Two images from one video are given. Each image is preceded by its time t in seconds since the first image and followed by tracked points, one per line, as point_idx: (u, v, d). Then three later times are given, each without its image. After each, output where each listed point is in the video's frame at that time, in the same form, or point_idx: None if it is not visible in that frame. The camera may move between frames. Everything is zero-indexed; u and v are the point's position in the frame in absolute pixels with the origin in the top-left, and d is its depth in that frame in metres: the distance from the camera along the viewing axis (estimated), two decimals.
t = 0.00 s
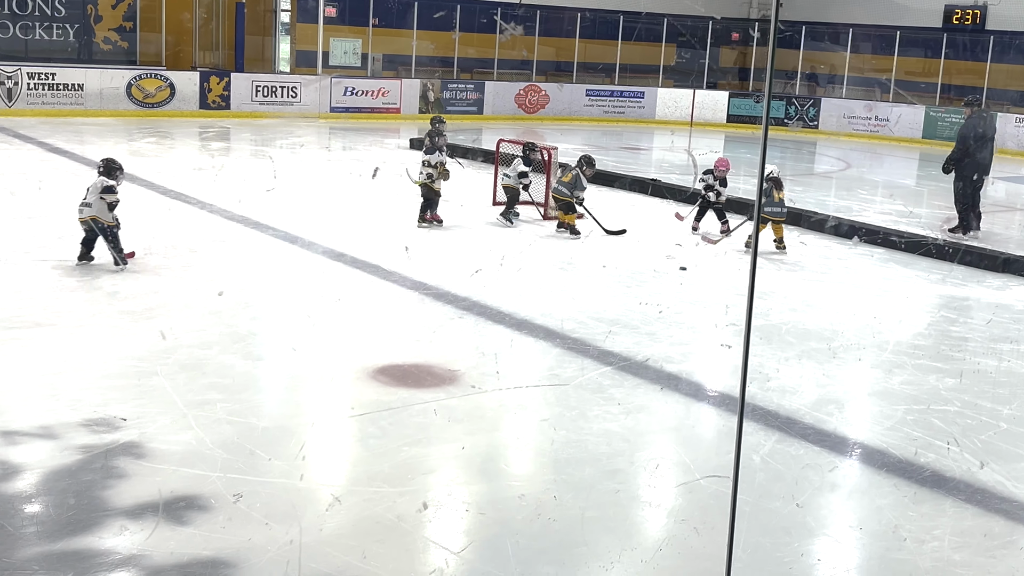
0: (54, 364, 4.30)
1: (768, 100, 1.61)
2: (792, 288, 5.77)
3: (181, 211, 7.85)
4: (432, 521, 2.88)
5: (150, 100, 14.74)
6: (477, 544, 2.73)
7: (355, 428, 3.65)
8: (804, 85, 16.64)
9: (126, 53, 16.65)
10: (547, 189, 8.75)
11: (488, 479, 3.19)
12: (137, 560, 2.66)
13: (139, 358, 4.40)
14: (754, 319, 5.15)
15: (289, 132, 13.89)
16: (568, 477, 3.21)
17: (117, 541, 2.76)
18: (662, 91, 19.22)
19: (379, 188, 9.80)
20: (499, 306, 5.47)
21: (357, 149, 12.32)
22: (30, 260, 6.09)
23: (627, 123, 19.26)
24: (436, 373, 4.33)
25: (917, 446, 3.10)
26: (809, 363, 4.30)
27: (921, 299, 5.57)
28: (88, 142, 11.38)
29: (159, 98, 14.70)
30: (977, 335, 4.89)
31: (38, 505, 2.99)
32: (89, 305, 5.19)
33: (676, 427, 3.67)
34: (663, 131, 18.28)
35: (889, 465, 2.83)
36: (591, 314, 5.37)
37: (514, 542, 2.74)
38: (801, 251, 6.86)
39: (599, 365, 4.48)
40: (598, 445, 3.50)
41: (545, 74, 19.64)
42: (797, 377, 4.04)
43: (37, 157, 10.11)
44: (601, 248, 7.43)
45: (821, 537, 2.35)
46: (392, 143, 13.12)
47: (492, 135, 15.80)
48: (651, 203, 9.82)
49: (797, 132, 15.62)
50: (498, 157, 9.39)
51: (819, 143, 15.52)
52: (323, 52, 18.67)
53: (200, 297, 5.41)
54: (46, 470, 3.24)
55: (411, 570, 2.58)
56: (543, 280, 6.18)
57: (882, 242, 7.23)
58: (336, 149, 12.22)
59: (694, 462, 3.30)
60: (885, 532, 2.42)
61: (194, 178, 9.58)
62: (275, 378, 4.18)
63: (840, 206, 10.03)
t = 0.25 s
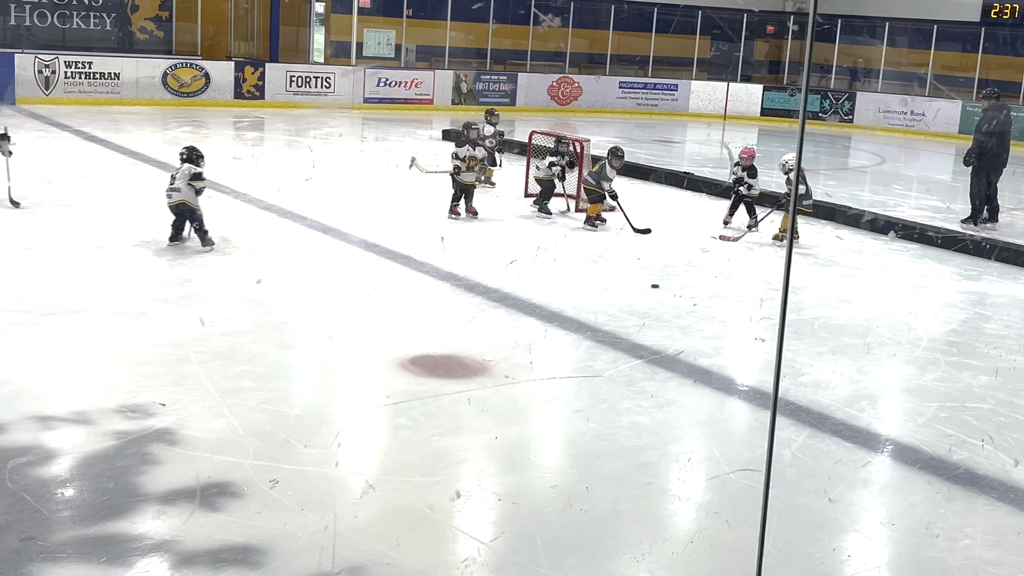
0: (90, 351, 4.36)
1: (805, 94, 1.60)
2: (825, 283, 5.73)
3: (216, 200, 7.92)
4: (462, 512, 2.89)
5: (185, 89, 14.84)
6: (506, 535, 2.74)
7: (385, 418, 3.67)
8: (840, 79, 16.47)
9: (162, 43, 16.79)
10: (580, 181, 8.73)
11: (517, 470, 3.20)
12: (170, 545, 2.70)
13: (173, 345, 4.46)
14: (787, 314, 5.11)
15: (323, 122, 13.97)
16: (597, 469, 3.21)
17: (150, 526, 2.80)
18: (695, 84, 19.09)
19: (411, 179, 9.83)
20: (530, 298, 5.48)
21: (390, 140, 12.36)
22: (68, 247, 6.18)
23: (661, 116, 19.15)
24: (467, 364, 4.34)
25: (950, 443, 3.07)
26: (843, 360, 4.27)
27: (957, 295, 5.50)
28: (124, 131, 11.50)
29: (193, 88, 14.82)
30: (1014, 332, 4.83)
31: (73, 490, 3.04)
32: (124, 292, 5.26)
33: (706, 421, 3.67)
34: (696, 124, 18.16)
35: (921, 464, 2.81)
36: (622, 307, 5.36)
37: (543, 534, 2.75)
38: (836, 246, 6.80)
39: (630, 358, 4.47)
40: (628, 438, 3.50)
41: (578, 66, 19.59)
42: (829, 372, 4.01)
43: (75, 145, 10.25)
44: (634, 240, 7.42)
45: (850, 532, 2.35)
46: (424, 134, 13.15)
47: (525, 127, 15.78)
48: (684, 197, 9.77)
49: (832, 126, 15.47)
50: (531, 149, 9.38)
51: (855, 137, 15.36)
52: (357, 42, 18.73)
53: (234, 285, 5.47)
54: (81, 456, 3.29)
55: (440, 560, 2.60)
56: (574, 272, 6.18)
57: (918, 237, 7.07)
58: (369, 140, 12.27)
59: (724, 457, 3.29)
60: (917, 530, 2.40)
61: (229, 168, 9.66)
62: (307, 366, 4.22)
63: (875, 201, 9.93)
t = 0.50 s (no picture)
0: (138, 333, 4.45)
1: (852, 87, 1.59)
2: (870, 275, 5.67)
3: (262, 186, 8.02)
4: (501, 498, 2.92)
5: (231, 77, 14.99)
6: (545, 521, 2.77)
7: (426, 404, 3.71)
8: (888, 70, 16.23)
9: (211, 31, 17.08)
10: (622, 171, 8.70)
11: (557, 458, 3.22)
12: (215, 525, 2.75)
13: (218, 329, 4.54)
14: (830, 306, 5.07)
15: (367, 110, 14.06)
16: (636, 459, 3.22)
17: (196, 506, 2.86)
18: (741, 74, 18.92)
19: (454, 167, 9.87)
20: (571, 287, 5.48)
21: (433, 128, 12.41)
22: (117, 231, 6.29)
23: (705, 107, 19.02)
24: (508, 351, 4.37)
25: (995, 439, 3.04)
26: (886, 354, 4.23)
27: (1005, 290, 5.42)
28: (172, 117, 11.67)
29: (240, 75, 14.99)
30: None
31: (121, 470, 3.11)
32: (171, 276, 5.35)
33: (746, 413, 3.66)
34: (741, 115, 18.01)
35: (964, 459, 2.79)
36: (663, 297, 5.35)
37: (580, 522, 2.77)
38: (881, 239, 6.72)
39: (670, 348, 4.47)
40: (668, 428, 3.51)
41: (622, 55, 19.52)
42: (872, 366, 3.98)
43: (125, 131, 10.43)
44: (676, 231, 7.39)
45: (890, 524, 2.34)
46: (467, 122, 13.18)
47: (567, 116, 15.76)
48: (727, 187, 9.71)
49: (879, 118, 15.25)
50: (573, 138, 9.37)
51: (902, 129, 15.13)
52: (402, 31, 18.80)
53: (278, 270, 5.54)
54: (128, 437, 3.37)
55: (479, 545, 2.63)
56: (615, 262, 6.18)
57: (963, 229, 6.94)
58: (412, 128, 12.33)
59: (764, 448, 3.28)
60: (959, 524, 2.39)
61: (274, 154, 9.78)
62: (350, 352, 4.27)
63: (923, 194, 9.78)
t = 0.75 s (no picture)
0: (178, 316, 4.50)
1: (899, 77, 1.57)
2: (915, 269, 5.57)
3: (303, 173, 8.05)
4: (535, 486, 2.92)
5: (274, 63, 14.74)
6: (580, 510, 2.75)
7: (463, 390, 3.71)
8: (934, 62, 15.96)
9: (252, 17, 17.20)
10: (660, 162, 8.64)
11: (592, 448, 3.21)
12: (251, 507, 2.77)
13: (257, 313, 4.58)
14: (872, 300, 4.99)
15: (407, 98, 14.10)
16: (673, 450, 3.20)
17: (233, 488, 2.88)
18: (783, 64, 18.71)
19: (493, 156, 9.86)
20: (607, 278, 5.46)
21: (471, 117, 12.42)
22: (157, 215, 6.35)
23: (746, 97, 18.85)
24: (544, 340, 4.35)
25: None
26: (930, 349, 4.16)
27: None
28: (214, 102, 11.77)
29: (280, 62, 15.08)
30: None
31: (159, 451, 3.15)
32: (211, 261, 5.39)
33: (784, 406, 3.62)
34: (782, 105, 17.83)
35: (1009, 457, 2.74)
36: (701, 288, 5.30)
37: (617, 512, 2.75)
38: (925, 233, 6.60)
39: (708, 340, 4.43)
40: (705, 419, 3.47)
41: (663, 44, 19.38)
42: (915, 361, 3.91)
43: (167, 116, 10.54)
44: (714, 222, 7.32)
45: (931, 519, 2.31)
46: (506, 111, 13.16)
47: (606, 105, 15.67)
48: (767, 179, 9.61)
49: (924, 110, 15.01)
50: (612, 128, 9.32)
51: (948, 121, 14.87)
52: (441, 18, 18.80)
53: (315, 256, 5.57)
54: (167, 419, 3.40)
55: (513, 531, 2.62)
56: (652, 252, 6.14)
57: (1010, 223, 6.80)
58: (451, 116, 12.34)
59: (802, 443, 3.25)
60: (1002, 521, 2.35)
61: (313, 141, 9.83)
62: (386, 338, 4.28)
63: (967, 188, 9.61)
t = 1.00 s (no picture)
0: (220, 301, 4.56)
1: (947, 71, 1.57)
2: (959, 265, 5.50)
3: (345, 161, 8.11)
4: (572, 474, 2.93)
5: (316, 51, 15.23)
6: (616, 500, 2.77)
7: (501, 379, 3.73)
8: (983, 55, 15.67)
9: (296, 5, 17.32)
10: (702, 153, 8.58)
11: (629, 438, 3.22)
12: (291, 490, 2.82)
13: (298, 299, 4.63)
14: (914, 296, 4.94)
15: (448, 87, 14.13)
16: (709, 442, 3.20)
17: (273, 471, 2.93)
18: (828, 56, 18.46)
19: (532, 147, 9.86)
20: (646, 269, 5.44)
21: (512, 107, 12.41)
22: (201, 201, 6.44)
23: (789, 90, 18.64)
24: (582, 330, 4.36)
25: None
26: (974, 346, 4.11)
27: None
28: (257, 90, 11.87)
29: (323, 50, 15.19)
30: None
31: (201, 433, 3.20)
32: (253, 246, 5.46)
33: (824, 401, 3.60)
34: (826, 98, 17.62)
35: None
36: (741, 281, 5.28)
37: (653, 502, 2.76)
38: (971, 229, 6.51)
39: (747, 333, 4.41)
40: (742, 412, 3.47)
41: (706, 36, 19.21)
42: (957, 359, 3.87)
43: (211, 103, 10.66)
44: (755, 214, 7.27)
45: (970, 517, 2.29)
46: (547, 101, 13.15)
47: (647, 96, 15.58)
48: (810, 172, 9.51)
49: (972, 103, 14.75)
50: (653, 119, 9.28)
51: (996, 116, 14.61)
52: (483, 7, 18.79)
53: (356, 243, 5.61)
54: (209, 402, 3.46)
55: (549, 520, 2.64)
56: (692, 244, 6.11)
57: None
58: (492, 106, 12.35)
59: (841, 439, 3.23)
60: None
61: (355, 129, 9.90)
62: (425, 326, 4.31)
63: (1015, 184, 9.45)
